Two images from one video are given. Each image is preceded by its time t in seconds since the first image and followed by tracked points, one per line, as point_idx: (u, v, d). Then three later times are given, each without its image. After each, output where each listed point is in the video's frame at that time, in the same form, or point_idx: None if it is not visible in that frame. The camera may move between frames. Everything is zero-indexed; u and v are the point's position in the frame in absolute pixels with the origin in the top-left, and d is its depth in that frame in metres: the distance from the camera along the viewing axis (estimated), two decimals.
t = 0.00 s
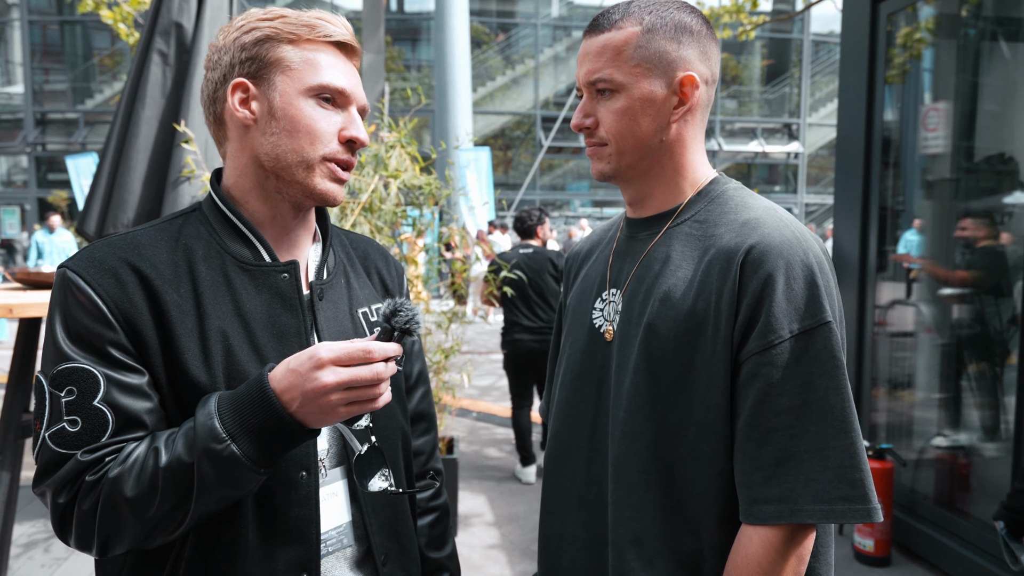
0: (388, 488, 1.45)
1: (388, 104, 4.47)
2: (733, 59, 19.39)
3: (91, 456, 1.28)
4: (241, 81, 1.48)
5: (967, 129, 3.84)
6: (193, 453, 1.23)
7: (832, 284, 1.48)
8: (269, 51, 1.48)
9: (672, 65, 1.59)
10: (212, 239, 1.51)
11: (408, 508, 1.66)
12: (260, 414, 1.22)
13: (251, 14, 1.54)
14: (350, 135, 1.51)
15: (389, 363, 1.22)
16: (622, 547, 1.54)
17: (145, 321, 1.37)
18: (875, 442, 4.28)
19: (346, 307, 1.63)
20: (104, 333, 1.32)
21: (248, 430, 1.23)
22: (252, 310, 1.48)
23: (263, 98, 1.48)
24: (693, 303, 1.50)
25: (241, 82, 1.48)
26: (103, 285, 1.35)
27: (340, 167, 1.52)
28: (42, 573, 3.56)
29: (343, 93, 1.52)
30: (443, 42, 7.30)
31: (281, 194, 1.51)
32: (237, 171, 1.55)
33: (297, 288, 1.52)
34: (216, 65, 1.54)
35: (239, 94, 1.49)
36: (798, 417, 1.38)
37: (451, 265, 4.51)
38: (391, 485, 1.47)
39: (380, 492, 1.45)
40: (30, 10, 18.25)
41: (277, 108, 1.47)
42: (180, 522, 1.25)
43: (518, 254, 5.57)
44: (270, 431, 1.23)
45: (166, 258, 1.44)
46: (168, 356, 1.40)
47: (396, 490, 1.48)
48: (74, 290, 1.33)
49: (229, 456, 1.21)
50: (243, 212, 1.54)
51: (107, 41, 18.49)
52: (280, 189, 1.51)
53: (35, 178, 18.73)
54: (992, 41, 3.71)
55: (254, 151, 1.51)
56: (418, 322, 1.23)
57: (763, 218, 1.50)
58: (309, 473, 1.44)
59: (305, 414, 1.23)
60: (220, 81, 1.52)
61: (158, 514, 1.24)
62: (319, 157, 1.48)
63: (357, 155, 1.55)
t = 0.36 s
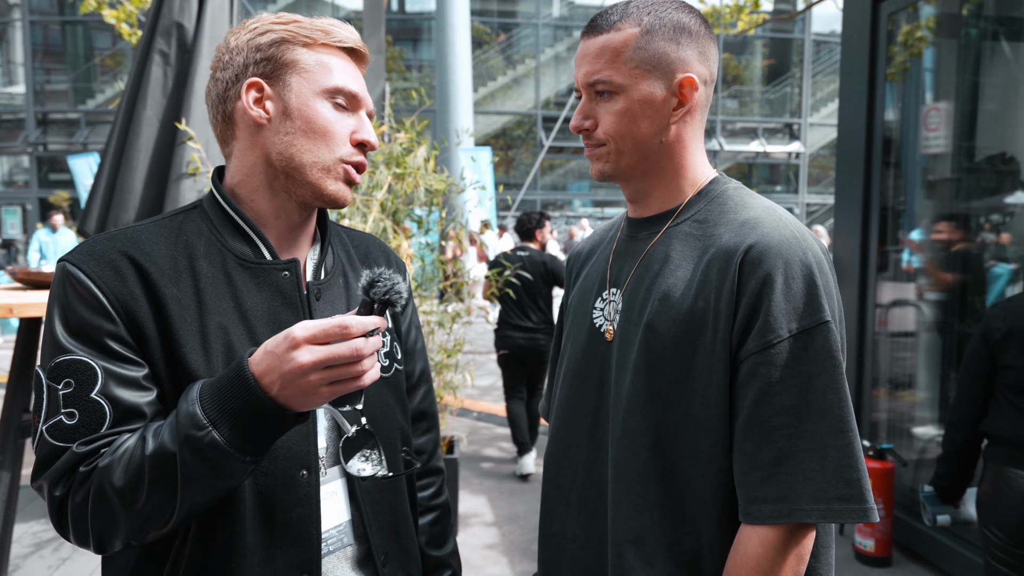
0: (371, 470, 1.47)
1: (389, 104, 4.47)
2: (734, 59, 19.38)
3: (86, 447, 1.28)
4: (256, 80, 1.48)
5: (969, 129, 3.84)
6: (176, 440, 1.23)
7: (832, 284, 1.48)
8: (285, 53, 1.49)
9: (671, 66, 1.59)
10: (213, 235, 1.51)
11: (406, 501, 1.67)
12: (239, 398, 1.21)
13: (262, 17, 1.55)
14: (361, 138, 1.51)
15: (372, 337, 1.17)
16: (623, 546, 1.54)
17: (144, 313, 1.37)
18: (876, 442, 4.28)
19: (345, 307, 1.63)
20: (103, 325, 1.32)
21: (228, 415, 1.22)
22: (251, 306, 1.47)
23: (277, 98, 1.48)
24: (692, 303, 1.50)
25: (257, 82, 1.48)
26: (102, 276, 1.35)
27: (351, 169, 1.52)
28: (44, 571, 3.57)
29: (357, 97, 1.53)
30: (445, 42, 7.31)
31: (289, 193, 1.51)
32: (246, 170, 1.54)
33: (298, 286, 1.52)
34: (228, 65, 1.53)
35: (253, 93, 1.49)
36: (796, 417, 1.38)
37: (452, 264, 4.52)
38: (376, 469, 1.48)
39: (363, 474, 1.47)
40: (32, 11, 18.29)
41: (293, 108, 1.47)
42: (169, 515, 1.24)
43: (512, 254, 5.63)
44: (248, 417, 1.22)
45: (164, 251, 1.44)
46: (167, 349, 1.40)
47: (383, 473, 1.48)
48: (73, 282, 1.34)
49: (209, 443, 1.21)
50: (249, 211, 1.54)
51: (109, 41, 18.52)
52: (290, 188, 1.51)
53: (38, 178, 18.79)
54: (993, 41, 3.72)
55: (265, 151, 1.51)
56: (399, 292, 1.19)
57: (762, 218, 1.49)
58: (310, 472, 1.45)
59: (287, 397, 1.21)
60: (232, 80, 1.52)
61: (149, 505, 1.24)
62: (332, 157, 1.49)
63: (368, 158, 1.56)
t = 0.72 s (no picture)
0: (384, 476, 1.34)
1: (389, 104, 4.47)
2: (735, 59, 19.37)
3: (91, 447, 1.28)
4: (259, 81, 1.48)
5: (970, 129, 3.85)
6: (182, 442, 1.22)
7: (838, 284, 1.47)
8: (288, 53, 1.49)
9: (676, 66, 1.59)
10: (218, 235, 1.51)
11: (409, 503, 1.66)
12: (245, 403, 1.21)
13: (271, 16, 1.54)
14: (364, 139, 1.51)
15: (377, 349, 1.19)
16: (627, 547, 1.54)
17: (150, 313, 1.37)
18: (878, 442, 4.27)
19: (350, 307, 1.63)
20: (108, 325, 1.32)
21: (233, 420, 1.22)
22: (255, 305, 1.47)
23: (280, 99, 1.48)
24: (697, 303, 1.50)
25: (260, 83, 1.48)
26: (108, 276, 1.35)
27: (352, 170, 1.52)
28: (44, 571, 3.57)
29: (360, 99, 1.52)
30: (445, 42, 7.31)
31: (293, 194, 1.51)
32: (249, 170, 1.54)
33: (303, 286, 1.52)
34: (234, 66, 1.53)
35: (257, 94, 1.49)
36: (802, 417, 1.38)
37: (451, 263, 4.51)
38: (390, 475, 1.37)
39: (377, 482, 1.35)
40: (33, 10, 18.31)
41: (294, 110, 1.47)
42: (174, 514, 1.24)
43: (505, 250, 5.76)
44: (255, 422, 1.22)
45: (170, 251, 1.44)
46: (171, 349, 1.40)
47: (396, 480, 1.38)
48: (79, 281, 1.33)
49: (214, 447, 1.20)
50: (253, 211, 1.54)
51: (110, 41, 18.54)
52: (293, 189, 1.50)
53: (39, 177, 18.79)
54: (994, 42, 3.73)
55: (268, 151, 1.50)
56: (405, 302, 1.20)
57: (768, 218, 1.49)
58: (312, 471, 1.45)
59: (291, 404, 1.21)
60: (237, 80, 1.52)
61: (154, 504, 1.24)
62: (333, 159, 1.48)
63: (370, 160, 1.55)
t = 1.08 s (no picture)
0: (386, 476, 1.41)
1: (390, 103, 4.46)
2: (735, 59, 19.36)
3: (96, 448, 1.28)
4: (261, 83, 1.48)
5: (972, 129, 3.84)
6: (191, 443, 1.23)
7: (842, 284, 1.47)
8: (290, 55, 1.49)
9: (681, 66, 1.59)
10: (221, 236, 1.51)
11: (414, 504, 1.66)
12: (255, 403, 1.22)
13: (272, 17, 1.54)
14: (366, 140, 1.51)
15: (386, 349, 1.20)
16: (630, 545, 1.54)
17: (153, 314, 1.37)
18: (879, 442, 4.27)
19: (352, 307, 1.63)
20: (113, 327, 1.32)
21: (245, 421, 1.22)
22: (258, 305, 1.47)
23: (281, 100, 1.48)
24: (702, 303, 1.50)
25: (261, 84, 1.48)
26: (112, 278, 1.35)
27: (354, 171, 1.52)
28: (46, 570, 3.57)
29: (361, 99, 1.52)
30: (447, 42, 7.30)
31: (295, 195, 1.51)
32: (251, 172, 1.54)
33: (305, 286, 1.52)
34: (235, 67, 1.53)
35: (258, 96, 1.48)
36: (806, 416, 1.38)
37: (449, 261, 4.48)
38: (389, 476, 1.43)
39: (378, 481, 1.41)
40: (35, 11, 18.36)
41: (296, 111, 1.47)
42: (183, 514, 1.25)
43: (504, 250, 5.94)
44: (265, 422, 1.22)
45: (173, 252, 1.44)
46: (176, 349, 1.40)
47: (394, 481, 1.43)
48: (83, 284, 1.33)
49: (225, 447, 1.21)
50: (254, 212, 1.54)
51: (111, 41, 18.55)
52: (295, 190, 1.50)
53: (40, 177, 18.83)
54: (996, 41, 3.72)
55: (271, 153, 1.50)
56: (414, 304, 1.22)
57: (773, 218, 1.49)
58: (317, 470, 1.44)
59: (303, 404, 1.22)
60: (239, 82, 1.52)
61: (162, 505, 1.24)
62: (335, 160, 1.48)
63: (372, 160, 1.55)
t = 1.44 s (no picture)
0: (387, 479, 1.46)
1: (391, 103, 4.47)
2: (736, 58, 19.34)
3: (94, 450, 1.28)
4: (255, 84, 1.48)
5: (973, 129, 3.82)
6: (190, 445, 1.23)
7: (842, 284, 1.47)
8: (284, 55, 1.49)
9: (681, 67, 1.59)
10: (217, 238, 1.51)
11: (411, 505, 1.66)
12: (254, 407, 1.22)
13: (265, 18, 1.54)
14: (361, 139, 1.51)
15: (384, 355, 1.21)
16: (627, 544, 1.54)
17: (150, 317, 1.37)
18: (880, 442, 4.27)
19: (349, 308, 1.63)
20: (110, 329, 1.32)
21: (243, 424, 1.22)
22: (255, 307, 1.47)
23: (276, 101, 1.48)
24: (702, 303, 1.50)
25: (256, 85, 1.48)
26: (108, 281, 1.35)
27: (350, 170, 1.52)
28: (47, 570, 3.57)
29: (356, 99, 1.52)
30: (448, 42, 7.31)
31: (291, 195, 1.51)
32: (247, 172, 1.54)
33: (301, 287, 1.52)
34: (230, 68, 1.53)
35: (253, 96, 1.48)
36: (806, 417, 1.37)
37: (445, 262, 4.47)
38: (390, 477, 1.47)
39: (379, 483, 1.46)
40: (36, 11, 18.39)
41: (291, 111, 1.47)
42: (180, 515, 1.25)
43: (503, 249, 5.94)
44: (264, 424, 1.22)
45: (170, 255, 1.44)
46: (172, 351, 1.40)
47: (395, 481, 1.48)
48: (80, 286, 1.33)
49: (224, 450, 1.21)
50: (251, 213, 1.54)
51: (112, 42, 18.54)
52: (291, 191, 1.50)
53: (41, 177, 18.85)
54: (997, 40, 3.69)
55: (267, 153, 1.50)
56: (412, 311, 1.22)
57: (772, 218, 1.49)
58: (312, 471, 1.44)
59: (301, 408, 1.23)
60: (234, 83, 1.52)
61: (160, 506, 1.24)
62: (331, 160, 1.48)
63: (367, 159, 1.55)
